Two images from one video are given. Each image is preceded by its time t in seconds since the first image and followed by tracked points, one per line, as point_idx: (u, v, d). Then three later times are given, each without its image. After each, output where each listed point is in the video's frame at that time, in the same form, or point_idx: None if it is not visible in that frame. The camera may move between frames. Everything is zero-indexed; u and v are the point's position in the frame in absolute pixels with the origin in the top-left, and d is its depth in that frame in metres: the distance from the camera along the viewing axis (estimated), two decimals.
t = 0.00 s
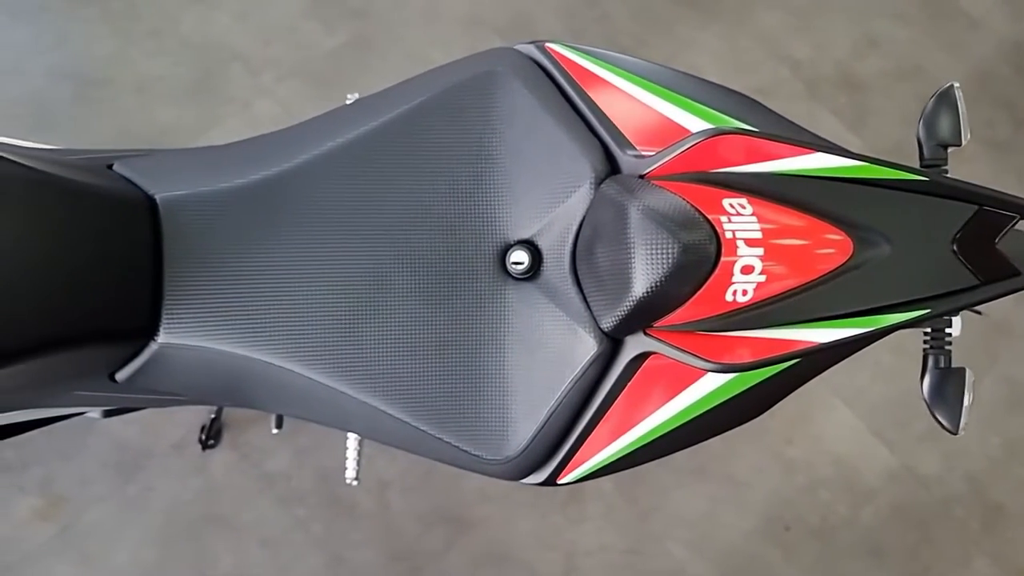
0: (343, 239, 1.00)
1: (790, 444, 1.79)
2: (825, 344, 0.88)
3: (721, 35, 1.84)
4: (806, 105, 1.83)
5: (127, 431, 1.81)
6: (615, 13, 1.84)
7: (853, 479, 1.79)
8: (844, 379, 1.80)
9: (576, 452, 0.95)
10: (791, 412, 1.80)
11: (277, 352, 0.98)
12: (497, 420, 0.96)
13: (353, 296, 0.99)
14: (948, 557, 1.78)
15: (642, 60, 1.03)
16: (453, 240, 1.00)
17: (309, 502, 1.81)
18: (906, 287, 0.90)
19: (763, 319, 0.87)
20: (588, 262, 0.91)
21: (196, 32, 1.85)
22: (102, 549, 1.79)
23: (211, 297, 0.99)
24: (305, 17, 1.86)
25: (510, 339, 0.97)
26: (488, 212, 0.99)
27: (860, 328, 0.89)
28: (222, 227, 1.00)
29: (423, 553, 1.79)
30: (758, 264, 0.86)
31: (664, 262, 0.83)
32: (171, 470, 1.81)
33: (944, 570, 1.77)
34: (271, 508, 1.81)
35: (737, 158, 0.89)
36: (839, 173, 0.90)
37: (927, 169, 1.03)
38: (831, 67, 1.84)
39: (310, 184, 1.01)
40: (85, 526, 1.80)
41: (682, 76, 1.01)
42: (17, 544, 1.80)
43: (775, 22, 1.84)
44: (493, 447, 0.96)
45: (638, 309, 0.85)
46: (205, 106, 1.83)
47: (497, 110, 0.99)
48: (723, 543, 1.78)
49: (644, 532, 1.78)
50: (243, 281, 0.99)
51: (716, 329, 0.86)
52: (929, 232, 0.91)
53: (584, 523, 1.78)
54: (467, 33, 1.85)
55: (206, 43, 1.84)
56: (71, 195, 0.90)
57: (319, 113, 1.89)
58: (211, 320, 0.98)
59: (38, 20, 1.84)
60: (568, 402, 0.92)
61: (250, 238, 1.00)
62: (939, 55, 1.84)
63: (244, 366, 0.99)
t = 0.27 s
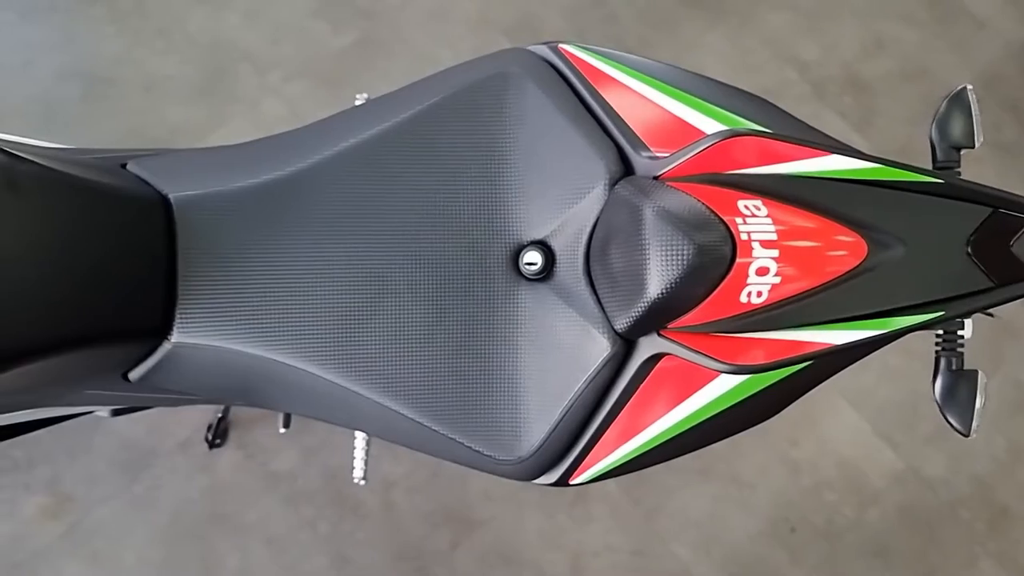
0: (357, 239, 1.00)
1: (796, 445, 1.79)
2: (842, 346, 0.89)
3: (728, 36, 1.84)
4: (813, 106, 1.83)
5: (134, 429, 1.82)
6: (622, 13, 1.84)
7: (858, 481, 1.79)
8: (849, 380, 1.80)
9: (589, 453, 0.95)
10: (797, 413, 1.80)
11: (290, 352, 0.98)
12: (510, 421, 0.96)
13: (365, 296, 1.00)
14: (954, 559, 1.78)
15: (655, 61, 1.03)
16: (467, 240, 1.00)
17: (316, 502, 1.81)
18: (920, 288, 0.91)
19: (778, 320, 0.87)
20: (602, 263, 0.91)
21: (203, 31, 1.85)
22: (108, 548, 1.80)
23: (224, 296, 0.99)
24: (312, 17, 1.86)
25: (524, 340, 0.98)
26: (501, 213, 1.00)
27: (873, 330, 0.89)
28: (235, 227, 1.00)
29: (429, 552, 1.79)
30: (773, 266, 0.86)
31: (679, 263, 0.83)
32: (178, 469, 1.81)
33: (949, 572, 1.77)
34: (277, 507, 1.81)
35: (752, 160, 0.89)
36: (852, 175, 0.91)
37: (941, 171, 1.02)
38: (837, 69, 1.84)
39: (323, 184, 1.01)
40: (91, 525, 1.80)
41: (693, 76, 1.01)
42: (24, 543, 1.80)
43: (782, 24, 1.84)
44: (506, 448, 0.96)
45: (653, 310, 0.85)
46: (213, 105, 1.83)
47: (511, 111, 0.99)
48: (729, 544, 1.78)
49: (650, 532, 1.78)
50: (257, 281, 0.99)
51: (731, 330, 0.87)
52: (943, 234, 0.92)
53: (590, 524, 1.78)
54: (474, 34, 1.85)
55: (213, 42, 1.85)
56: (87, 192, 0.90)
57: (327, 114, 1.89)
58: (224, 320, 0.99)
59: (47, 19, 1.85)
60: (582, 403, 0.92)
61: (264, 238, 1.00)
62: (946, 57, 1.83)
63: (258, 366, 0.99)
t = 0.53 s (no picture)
0: (365, 240, 1.00)
1: (799, 446, 1.79)
2: (851, 347, 0.89)
3: (732, 36, 1.84)
4: (816, 107, 1.83)
5: (138, 429, 1.82)
6: (625, 14, 1.84)
7: (862, 482, 1.79)
8: (853, 381, 1.80)
9: (597, 453, 0.95)
10: (800, 414, 1.80)
11: (298, 352, 0.98)
12: (518, 421, 0.96)
13: (373, 296, 1.00)
14: (957, 560, 1.78)
15: (662, 60, 1.03)
16: (475, 241, 1.00)
17: (319, 501, 1.81)
18: (931, 289, 0.91)
19: (787, 321, 0.87)
20: (610, 263, 0.91)
21: (207, 31, 1.85)
22: (112, 547, 1.80)
23: (232, 296, 0.99)
24: (316, 17, 1.86)
25: (532, 340, 0.98)
26: (509, 213, 1.00)
27: (881, 332, 0.89)
28: (243, 227, 1.00)
29: (432, 553, 1.79)
30: (782, 267, 0.86)
31: (688, 264, 0.83)
32: (183, 468, 1.82)
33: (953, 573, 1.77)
34: (281, 507, 1.81)
35: (760, 161, 0.90)
36: (859, 177, 0.91)
37: (948, 172, 1.03)
38: (841, 70, 1.84)
39: (331, 184, 1.01)
40: (96, 524, 1.80)
41: (701, 77, 1.01)
42: (29, 541, 1.80)
43: (786, 25, 1.84)
44: (514, 448, 0.96)
45: (662, 310, 0.85)
46: (217, 104, 1.83)
47: (519, 112, 0.99)
48: (732, 545, 1.78)
49: (653, 533, 1.78)
50: (264, 281, 1.00)
51: (740, 331, 0.87)
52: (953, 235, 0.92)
53: (594, 525, 1.78)
54: (478, 33, 1.85)
55: (217, 42, 1.85)
56: (97, 191, 0.90)
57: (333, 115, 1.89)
58: (232, 320, 0.99)
59: (51, 18, 1.85)
60: (590, 403, 0.92)
61: (271, 237, 1.00)
62: (949, 58, 1.83)
63: (265, 366, 0.99)
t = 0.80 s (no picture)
0: (382, 240, 1.01)
1: (807, 448, 1.79)
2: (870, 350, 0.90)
3: (742, 38, 1.84)
4: (826, 109, 1.83)
5: (147, 427, 1.83)
6: (636, 15, 1.84)
7: (870, 484, 1.79)
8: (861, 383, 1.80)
9: (614, 454, 0.96)
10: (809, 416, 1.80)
11: (315, 351, 0.99)
12: (535, 421, 0.97)
13: (391, 296, 1.00)
14: (966, 563, 1.77)
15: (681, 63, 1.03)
16: (492, 242, 1.00)
17: (328, 500, 1.82)
18: (950, 293, 0.91)
19: (805, 324, 0.88)
20: (629, 265, 0.91)
21: (218, 30, 1.86)
22: (121, 545, 1.80)
23: (250, 295, 0.99)
24: (326, 17, 1.86)
25: (549, 341, 0.98)
26: (526, 215, 1.00)
27: (896, 335, 0.90)
28: (262, 226, 1.01)
29: (440, 552, 1.80)
30: (802, 269, 0.86)
31: (709, 265, 0.83)
32: (192, 466, 1.82)
33: None
34: (290, 505, 1.82)
35: (780, 163, 0.90)
36: (878, 180, 0.91)
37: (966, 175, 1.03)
38: (851, 72, 1.84)
39: (349, 184, 1.01)
40: (105, 521, 1.81)
41: (717, 79, 1.01)
42: (38, 538, 1.81)
43: (796, 26, 1.84)
44: (531, 449, 0.96)
45: (681, 312, 0.85)
46: (227, 104, 1.84)
47: (537, 113, 1.00)
48: (741, 547, 1.78)
49: (661, 534, 1.78)
50: (282, 281, 1.00)
51: (759, 333, 0.87)
52: (972, 238, 0.92)
53: (601, 525, 1.79)
54: (487, 34, 1.85)
55: (227, 41, 1.85)
56: (118, 190, 0.90)
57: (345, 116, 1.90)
58: (250, 319, 0.99)
59: (63, 16, 1.85)
60: (607, 403, 0.93)
61: (289, 237, 1.00)
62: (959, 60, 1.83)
63: (283, 365, 0.99)
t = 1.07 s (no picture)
0: (395, 240, 1.01)
1: (813, 450, 1.79)
2: (882, 352, 0.90)
3: (749, 39, 1.84)
4: (832, 110, 1.83)
5: (154, 425, 1.83)
6: (643, 16, 1.84)
7: (875, 486, 1.79)
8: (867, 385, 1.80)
9: (625, 455, 0.96)
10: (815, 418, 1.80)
11: (328, 351, 0.99)
12: (547, 422, 0.97)
13: (405, 296, 1.00)
14: (971, 566, 1.77)
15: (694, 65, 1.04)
16: (505, 243, 1.00)
17: (333, 500, 1.82)
18: (960, 297, 0.92)
19: (818, 325, 0.88)
20: (643, 266, 0.91)
21: (226, 30, 1.86)
22: (127, 543, 1.80)
23: (264, 295, 1.00)
24: (333, 17, 1.87)
25: (561, 342, 0.98)
26: (539, 216, 1.00)
27: (908, 337, 0.91)
28: (275, 226, 1.01)
29: (445, 552, 1.80)
30: (817, 271, 0.86)
31: (723, 267, 0.83)
32: (199, 465, 1.82)
33: None
34: (296, 505, 1.82)
35: (793, 165, 0.91)
36: (890, 182, 0.92)
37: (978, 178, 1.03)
38: (858, 74, 1.84)
39: (362, 185, 1.02)
40: (112, 519, 1.81)
41: (728, 80, 1.02)
42: (46, 536, 1.81)
43: (803, 28, 1.84)
44: (543, 450, 0.96)
45: (695, 313, 0.86)
46: (235, 103, 1.84)
47: (551, 114, 1.00)
48: (746, 548, 1.78)
49: (667, 535, 1.78)
50: (295, 281, 1.00)
51: (772, 335, 0.88)
52: (983, 242, 0.93)
53: (607, 526, 1.79)
54: (494, 34, 1.86)
55: (235, 41, 1.86)
56: (133, 190, 0.91)
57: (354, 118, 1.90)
58: (263, 318, 0.99)
59: (72, 16, 1.86)
60: (620, 404, 0.93)
61: (304, 237, 1.01)
62: (966, 63, 1.83)
63: (295, 364, 1.00)
